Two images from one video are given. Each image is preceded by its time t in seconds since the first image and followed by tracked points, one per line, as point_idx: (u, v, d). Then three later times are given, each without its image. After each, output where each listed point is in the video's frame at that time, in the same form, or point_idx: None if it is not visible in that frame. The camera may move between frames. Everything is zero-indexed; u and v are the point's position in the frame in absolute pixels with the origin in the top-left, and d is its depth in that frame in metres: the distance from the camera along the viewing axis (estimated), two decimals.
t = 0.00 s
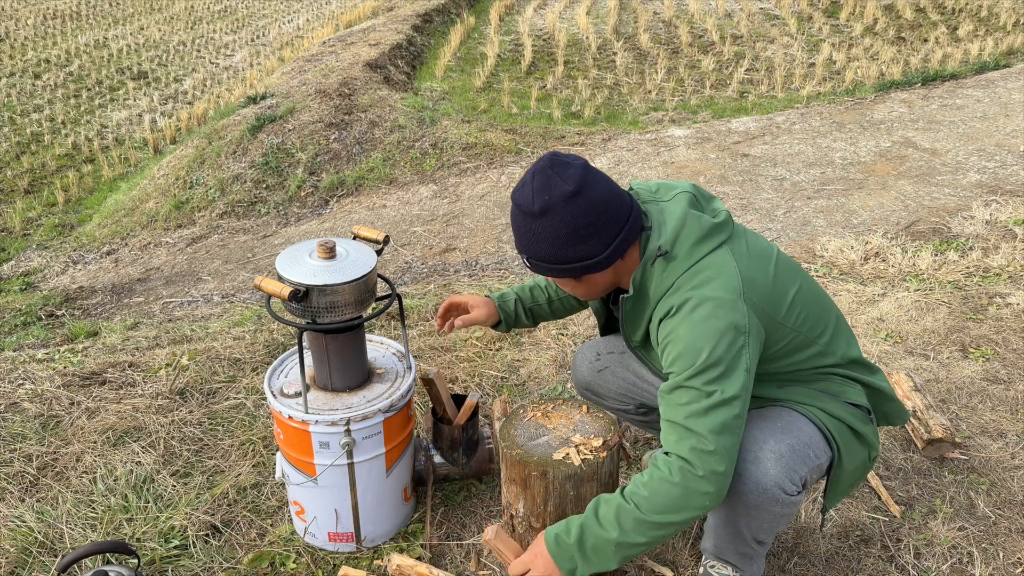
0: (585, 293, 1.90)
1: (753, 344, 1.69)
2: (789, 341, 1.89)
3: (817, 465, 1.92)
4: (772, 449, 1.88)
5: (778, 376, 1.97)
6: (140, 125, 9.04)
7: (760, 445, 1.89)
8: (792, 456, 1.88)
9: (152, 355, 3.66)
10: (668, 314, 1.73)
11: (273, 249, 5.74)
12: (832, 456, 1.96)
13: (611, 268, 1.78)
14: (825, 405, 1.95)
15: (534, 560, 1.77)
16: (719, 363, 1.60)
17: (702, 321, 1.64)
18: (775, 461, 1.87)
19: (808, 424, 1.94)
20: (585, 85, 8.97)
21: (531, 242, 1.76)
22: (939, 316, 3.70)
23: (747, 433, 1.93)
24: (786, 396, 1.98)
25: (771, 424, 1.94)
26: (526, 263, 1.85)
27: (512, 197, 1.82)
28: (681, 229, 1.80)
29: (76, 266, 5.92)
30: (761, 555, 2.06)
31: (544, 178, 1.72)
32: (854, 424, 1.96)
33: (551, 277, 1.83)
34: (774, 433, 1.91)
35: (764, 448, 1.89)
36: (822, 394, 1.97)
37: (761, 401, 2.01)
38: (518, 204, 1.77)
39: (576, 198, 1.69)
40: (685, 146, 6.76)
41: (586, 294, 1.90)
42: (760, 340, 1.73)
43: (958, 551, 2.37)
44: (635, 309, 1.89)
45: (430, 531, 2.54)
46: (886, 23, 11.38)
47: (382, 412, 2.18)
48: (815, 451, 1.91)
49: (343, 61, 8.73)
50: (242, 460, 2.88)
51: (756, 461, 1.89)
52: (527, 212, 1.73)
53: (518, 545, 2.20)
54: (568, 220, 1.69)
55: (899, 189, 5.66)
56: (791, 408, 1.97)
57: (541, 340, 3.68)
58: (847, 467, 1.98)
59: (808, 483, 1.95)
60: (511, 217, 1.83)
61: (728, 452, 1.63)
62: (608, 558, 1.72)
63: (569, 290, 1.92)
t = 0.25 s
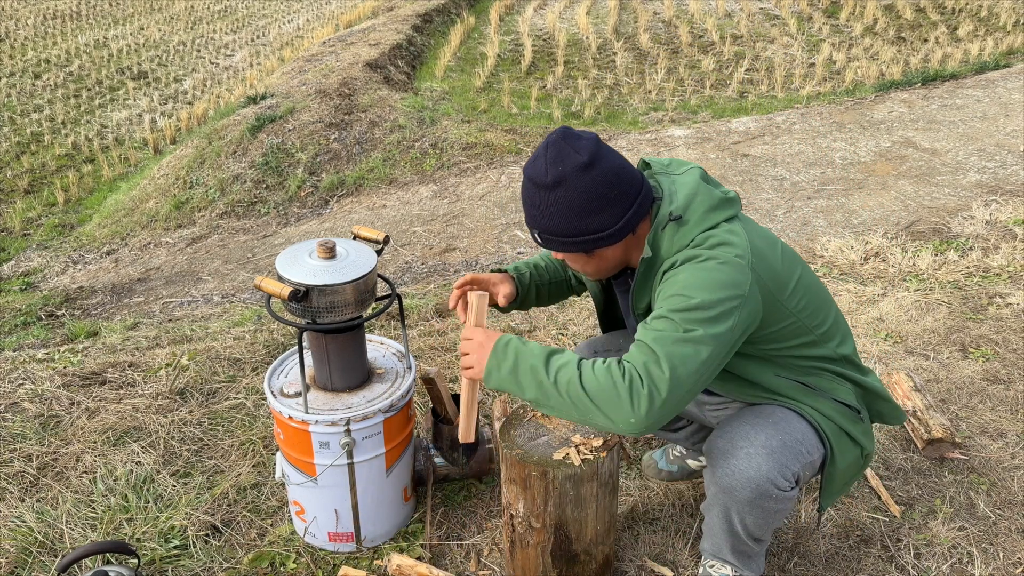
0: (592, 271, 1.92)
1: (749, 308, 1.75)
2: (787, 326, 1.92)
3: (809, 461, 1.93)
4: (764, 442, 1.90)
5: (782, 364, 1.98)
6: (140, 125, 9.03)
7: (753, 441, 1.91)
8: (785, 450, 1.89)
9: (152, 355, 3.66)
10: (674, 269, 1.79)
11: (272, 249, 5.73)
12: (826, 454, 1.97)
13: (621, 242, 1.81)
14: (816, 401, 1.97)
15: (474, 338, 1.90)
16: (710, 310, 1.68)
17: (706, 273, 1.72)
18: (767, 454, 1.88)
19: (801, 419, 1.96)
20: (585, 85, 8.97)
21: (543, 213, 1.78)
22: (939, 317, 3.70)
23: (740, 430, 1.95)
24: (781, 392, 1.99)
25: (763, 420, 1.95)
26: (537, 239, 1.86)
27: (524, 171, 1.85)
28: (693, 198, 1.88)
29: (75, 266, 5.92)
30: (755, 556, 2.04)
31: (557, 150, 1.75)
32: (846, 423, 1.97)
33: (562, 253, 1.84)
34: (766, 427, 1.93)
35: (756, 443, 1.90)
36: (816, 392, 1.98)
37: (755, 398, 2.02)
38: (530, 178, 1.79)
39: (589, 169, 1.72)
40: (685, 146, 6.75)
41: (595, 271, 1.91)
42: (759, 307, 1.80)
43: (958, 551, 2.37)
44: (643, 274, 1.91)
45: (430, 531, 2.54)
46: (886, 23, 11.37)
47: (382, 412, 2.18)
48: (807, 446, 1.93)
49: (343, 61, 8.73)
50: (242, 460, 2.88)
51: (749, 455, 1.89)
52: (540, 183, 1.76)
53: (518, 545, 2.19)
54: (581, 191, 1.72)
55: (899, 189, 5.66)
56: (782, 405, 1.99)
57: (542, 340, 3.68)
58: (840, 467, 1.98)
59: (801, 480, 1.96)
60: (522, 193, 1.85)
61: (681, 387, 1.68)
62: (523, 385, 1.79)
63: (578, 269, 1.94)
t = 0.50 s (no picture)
0: (595, 262, 1.92)
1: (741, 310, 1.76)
2: (786, 326, 1.92)
3: (806, 460, 1.93)
4: (759, 441, 1.89)
5: (778, 364, 1.98)
6: (140, 125, 9.03)
7: (748, 440, 1.90)
8: (780, 447, 1.89)
9: (152, 355, 3.66)
10: (671, 267, 1.79)
11: (272, 249, 5.73)
12: (822, 455, 1.97)
13: (625, 232, 1.81)
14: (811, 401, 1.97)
15: (468, 325, 1.90)
16: (698, 311, 1.69)
17: (698, 272, 1.72)
18: (762, 452, 1.88)
19: (796, 418, 1.95)
20: (585, 85, 8.97)
21: (547, 204, 1.78)
22: (939, 317, 3.69)
23: (735, 429, 1.95)
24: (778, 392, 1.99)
25: (758, 419, 1.95)
26: (541, 230, 1.86)
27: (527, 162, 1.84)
28: (695, 194, 1.87)
29: (75, 266, 5.91)
30: (755, 553, 2.03)
31: (562, 140, 1.75)
32: (840, 424, 1.97)
33: (566, 244, 1.84)
34: (761, 426, 1.93)
35: (751, 441, 1.90)
36: (812, 393, 1.98)
37: (752, 397, 2.02)
38: (535, 168, 1.79)
39: (594, 159, 1.72)
40: (685, 146, 6.75)
41: (597, 262, 1.91)
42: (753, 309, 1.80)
43: (958, 551, 2.37)
44: (640, 268, 1.92)
45: (430, 531, 2.54)
46: (886, 23, 11.37)
47: (381, 412, 2.18)
48: (802, 445, 1.92)
49: (343, 61, 8.73)
50: (242, 460, 2.88)
51: (744, 453, 1.89)
52: (544, 173, 1.76)
53: (518, 545, 2.18)
54: (586, 181, 1.72)
55: (899, 190, 5.66)
56: (778, 404, 1.99)
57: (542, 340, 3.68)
58: (836, 468, 1.98)
59: (798, 479, 1.95)
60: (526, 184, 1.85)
61: (658, 385, 1.71)
62: (508, 373, 1.83)
63: (580, 261, 1.93)
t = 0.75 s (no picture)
0: (593, 261, 1.91)
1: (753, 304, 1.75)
2: (784, 324, 1.92)
3: (801, 458, 1.93)
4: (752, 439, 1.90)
5: (778, 363, 1.98)
6: (140, 125, 9.03)
7: (740, 439, 1.92)
8: (773, 446, 1.89)
9: (152, 355, 3.66)
10: (678, 268, 1.77)
11: (272, 249, 5.73)
12: (816, 454, 1.97)
13: (622, 230, 1.80)
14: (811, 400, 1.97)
15: (498, 412, 1.81)
16: (725, 309, 1.66)
17: (710, 268, 1.70)
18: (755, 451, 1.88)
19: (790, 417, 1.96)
20: (585, 85, 8.97)
21: (543, 203, 1.77)
22: (939, 317, 3.69)
23: (728, 428, 1.96)
24: (776, 390, 1.99)
25: (752, 418, 1.96)
26: (538, 229, 1.86)
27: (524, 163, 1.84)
28: (689, 194, 1.88)
29: (75, 266, 5.91)
30: (755, 553, 2.03)
31: (558, 140, 1.76)
32: (839, 423, 1.98)
33: (562, 242, 1.84)
34: (753, 425, 1.93)
35: (745, 440, 1.91)
36: (812, 392, 1.98)
37: (747, 396, 2.03)
38: (531, 167, 1.79)
39: (589, 158, 1.72)
40: (685, 146, 6.75)
41: (595, 261, 1.90)
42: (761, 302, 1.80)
43: (958, 551, 2.36)
44: (639, 268, 1.91)
45: (430, 531, 2.54)
46: (886, 23, 11.37)
47: (381, 412, 2.18)
48: (797, 444, 1.93)
49: (343, 61, 8.73)
50: (242, 460, 2.88)
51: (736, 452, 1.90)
52: (540, 173, 1.76)
53: (518, 545, 2.18)
54: (581, 179, 1.72)
55: (899, 189, 5.66)
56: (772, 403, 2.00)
57: (542, 340, 3.68)
58: (831, 468, 1.98)
59: (794, 477, 1.95)
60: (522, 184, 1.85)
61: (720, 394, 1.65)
62: (567, 440, 1.75)
63: (578, 261, 1.93)
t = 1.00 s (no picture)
0: (591, 262, 1.90)
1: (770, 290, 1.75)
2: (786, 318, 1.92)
3: (801, 458, 1.93)
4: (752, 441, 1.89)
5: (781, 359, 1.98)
6: (140, 125, 9.03)
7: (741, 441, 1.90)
8: (773, 448, 1.88)
9: (152, 355, 3.66)
10: (695, 261, 1.75)
11: (272, 249, 5.73)
12: (816, 453, 1.97)
13: (619, 229, 1.80)
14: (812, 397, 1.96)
15: (594, 419, 1.77)
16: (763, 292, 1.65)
17: (730, 257, 1.69)
18: (755, 454, 1.87)
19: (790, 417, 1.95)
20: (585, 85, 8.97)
21: (539, 204, 1.77)
22: (939, 317, 3.69)
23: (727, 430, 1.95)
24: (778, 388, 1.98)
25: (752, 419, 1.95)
26: (534, 231, 1.85)
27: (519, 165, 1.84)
28: (688, 190, 1.90)
29: (75, 266, 5.91)
30: (758, 551, 2.04)
31: (551, 140, 1.76)
32: (840, 420, 1.97)
33: (559, 243, 1.83)
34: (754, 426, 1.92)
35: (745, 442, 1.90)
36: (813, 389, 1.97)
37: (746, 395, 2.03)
38: (525, 169, 1.79)
39: (584, 157, 1.72)
40: (685, 146, 6.75)
41: (592, 262, 1.90)
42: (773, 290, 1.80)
43: (959, 551, 2.36)
44: (645, 266, 1.88)
45: (430, 531, 2.54)
46: (886, 23, 11.36)
47: (382, 412, 2.18)
48: (797, 444, 1.92)
49: (343, 61, 8.73)
50: (242, 460, 2.88)
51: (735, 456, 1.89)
52: (535, 174, 1.76)
53: (518, 545, 2.18)
54: (576, 179, 1.72)
55: (899, 189, 5.66)
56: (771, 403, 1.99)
57: (542, 340, 3.68)
58: (831, 466, 1.98)
59: (795, 477, 1.95)
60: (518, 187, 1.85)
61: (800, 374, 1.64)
62: (672, 440, 1.70)
63: (575, 262, 1.92)
